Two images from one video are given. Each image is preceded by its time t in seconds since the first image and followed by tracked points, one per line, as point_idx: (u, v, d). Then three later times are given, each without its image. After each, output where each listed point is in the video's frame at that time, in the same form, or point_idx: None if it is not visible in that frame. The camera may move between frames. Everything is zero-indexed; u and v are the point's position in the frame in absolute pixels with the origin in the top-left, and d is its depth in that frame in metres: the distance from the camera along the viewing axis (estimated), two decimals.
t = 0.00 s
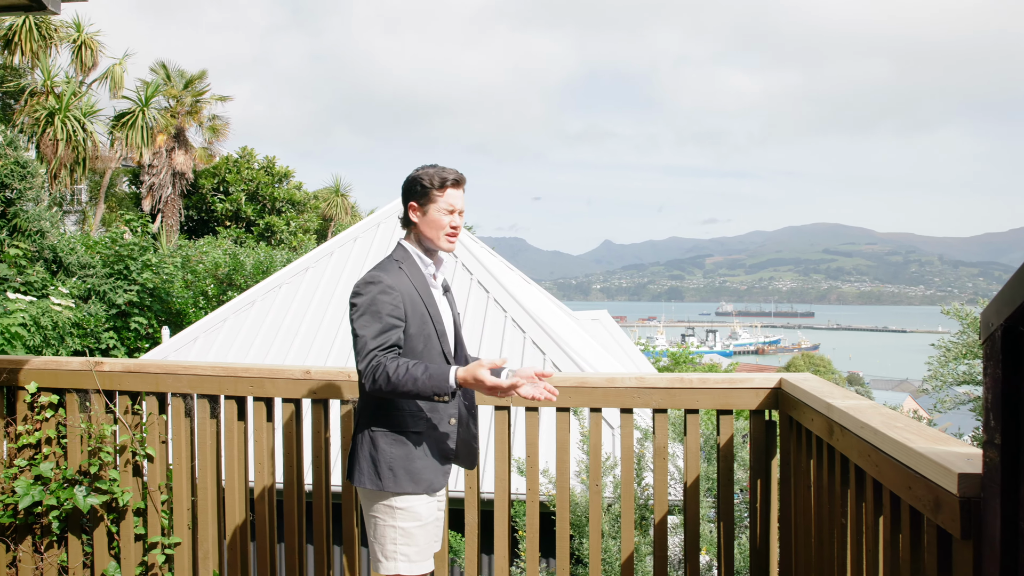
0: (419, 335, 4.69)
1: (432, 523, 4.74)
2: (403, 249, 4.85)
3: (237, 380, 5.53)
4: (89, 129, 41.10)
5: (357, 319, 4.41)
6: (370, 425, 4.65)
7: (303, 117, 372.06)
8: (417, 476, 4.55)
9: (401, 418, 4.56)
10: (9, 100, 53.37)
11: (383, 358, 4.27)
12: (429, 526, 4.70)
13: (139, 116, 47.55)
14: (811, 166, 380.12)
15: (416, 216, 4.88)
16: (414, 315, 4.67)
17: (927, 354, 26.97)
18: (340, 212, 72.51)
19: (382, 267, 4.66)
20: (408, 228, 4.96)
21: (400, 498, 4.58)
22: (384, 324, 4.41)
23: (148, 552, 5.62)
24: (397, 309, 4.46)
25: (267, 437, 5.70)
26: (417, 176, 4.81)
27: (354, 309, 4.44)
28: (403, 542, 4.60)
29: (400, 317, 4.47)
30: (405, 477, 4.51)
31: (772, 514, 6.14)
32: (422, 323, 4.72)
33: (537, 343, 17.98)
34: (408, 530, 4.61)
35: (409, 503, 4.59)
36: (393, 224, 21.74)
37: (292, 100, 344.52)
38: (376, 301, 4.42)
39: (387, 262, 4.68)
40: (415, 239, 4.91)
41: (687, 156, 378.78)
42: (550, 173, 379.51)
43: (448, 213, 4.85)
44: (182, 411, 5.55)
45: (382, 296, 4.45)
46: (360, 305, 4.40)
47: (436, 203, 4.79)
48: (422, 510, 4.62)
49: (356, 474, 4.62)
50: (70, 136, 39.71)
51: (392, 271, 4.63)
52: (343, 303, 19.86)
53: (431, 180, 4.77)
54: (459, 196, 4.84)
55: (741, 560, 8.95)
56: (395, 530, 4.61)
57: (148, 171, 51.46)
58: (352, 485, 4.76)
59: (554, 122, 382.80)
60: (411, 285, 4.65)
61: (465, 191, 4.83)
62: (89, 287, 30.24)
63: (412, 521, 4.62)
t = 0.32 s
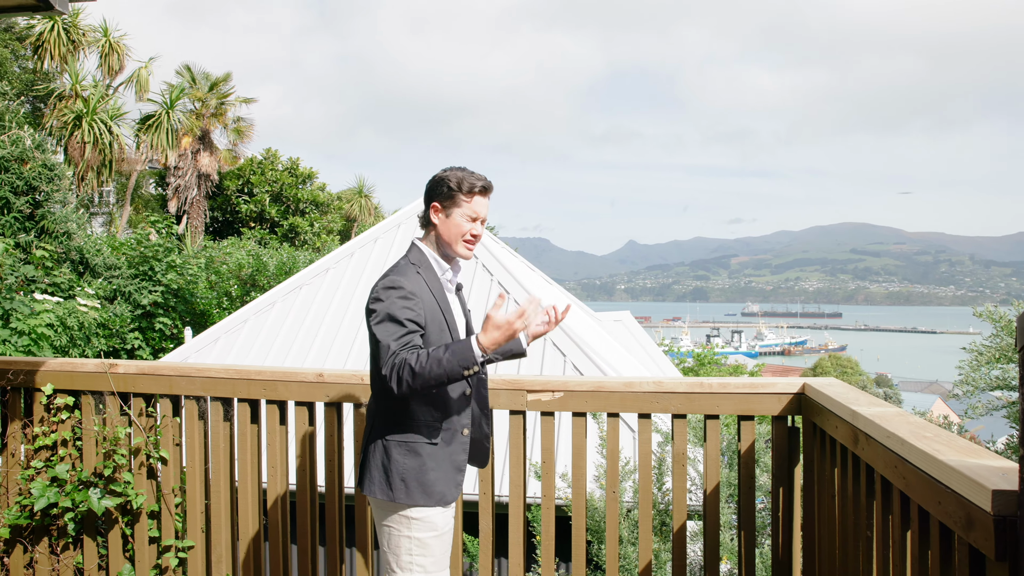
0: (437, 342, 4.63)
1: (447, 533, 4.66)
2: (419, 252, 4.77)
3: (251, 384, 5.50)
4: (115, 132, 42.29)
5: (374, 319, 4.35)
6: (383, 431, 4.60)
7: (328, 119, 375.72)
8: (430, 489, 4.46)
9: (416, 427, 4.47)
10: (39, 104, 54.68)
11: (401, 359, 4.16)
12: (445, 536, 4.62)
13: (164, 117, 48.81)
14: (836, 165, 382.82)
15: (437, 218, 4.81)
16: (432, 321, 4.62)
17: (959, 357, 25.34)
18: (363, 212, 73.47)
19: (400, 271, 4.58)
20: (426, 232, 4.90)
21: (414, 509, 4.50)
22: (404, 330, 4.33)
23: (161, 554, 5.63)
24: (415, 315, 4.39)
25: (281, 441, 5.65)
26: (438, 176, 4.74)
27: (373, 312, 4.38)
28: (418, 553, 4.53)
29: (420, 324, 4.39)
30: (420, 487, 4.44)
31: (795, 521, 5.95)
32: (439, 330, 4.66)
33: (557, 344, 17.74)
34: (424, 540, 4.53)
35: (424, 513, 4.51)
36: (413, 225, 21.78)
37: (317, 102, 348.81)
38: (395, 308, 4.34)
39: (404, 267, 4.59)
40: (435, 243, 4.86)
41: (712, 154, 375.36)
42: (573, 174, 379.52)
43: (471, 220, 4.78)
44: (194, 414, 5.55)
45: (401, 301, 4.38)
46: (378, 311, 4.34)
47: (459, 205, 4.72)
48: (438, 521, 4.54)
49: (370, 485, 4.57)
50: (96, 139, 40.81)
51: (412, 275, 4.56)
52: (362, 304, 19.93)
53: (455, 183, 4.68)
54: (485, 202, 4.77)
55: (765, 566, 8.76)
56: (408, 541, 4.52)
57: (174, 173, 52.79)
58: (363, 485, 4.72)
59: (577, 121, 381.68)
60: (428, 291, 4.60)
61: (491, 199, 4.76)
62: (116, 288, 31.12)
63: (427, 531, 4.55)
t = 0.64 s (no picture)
0: (446, 352, 4.56)
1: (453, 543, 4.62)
2: (427, 257, 4.63)
3: (252, 386, 5.47)
4: (132, 133, 42.93)
5: (385, 329, 4.20)
6: (390, 442, 4.52)
7: (346, 121, 377.55)
8: (441, 501, 4.43)
9: (426, 440, 4.42)
10: (59, 106, 55.46)
11: (417, 378, 4.09)
12: (450, 546, 4.57)
13: (180, 119, 49.63)
14: (855, 163, 381.01)
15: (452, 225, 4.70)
16: (443, 331, 4.54)
17: (980, 361, 24.98)
18: (379, 212, 73.92)
19: (411, 279, 4.43)
20: (428, 237, 4.78)
21: (421, 520, 4.45)
22: (417, 346, 4.21)
23: (164, 558, 5.64)
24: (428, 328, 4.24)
25: (284, 444, 5.61)
26: (441, 179, 4.66)
27: (384, 322, 4.20)
28: (424, 563, 4.48)
29: (433, 337, 4.28)
30: (429, 500, 4.39)
31: (808, 529, 5.76)
32: (448, 340, 4.59)
33: (569, 345, 17.52)
34: (430, 551, 4.48)
35: (433, 523, 4.46)
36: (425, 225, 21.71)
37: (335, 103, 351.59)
38: (410, 318, 4.19)
39: (416, 273, 4.43)
40: (445, 248, 4.74)
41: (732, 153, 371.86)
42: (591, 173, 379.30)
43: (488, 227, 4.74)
44: (197, 416, 5.55)
45: (412, 312, 4.22)
46: (388, 321, 4.18)
47: (475, 211, 4.68)
48: (445, 530, 4.49)
49: (377, 500, 4.49)
50: (114, 140, 41.58)
51: (422, 280, 4.42)
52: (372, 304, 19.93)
53: (472, 189, 4.61)
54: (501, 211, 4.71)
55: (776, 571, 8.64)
56: (413, 555, 4.48)
57: (192, 174, 53.50)
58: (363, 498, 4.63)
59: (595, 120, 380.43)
60: (440, 299, 4.49)
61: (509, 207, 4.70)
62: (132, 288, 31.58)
63: (434, 542, 4.49)
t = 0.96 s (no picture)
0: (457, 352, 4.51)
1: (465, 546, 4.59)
2: (424, 255, 4.51)
3: (250, 390, 5.48)
4: (143, 135, 43.54)
5: (403, 331, 4.06)
6: (403, 444, 4.40)
7: (360, 122, 378.59)
8: (459, 499, 4.41)
9: (446, 438, 4.40)
10: (69, 109, 56.18)
11: (447, 380, 4.10)
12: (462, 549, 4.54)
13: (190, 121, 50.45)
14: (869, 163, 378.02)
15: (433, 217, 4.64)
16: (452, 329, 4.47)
17: (991, 364, 24.62)
18: (389, 213, 74.22)
19: (415, 278, 4.30)
20: (415, 235, 4.71)
21: (435, 525, 4.41)
22: (439, 343, 4.14)
23: (163, 561, 5.69)
24: (446, 325, 4.18)
25: (282, 446, 5.59)
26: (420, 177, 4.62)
27: (399, 324, 4.08)
28: (437, 570, 4.44)
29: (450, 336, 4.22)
30: (449, 501, 4.34)
31: (814, 537, 5.67)
32: (458, 338, 4.52)
33: (576, 347, 17.50)
34: (443, 558, 4.44)
35: (445, 528, 4.43)
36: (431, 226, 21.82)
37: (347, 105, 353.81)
38: (428, 318, 4.10)
39: (420, 273, 4.32)
40: (433, 244, 4.67)
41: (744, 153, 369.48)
42: (602, 174, 379.28)
43: (466, 212, 4.63)
44: (196, 420, 5.58)
45: (428, 310, 4.13)
46: (406, 325, 4.06)
47: (457, 203, 4.60)
48: (457, 535, 4.46)
49: (398, 508, 4.34)
50: (124, 143, 42.11)
51: (422, 276, 4.31)
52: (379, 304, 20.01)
53: (452, 179, 4.55)
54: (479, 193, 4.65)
55: None
56: (426, 563, 4.42)
57: (203, 175, 54.22)
58: (379, 506, 4.42)
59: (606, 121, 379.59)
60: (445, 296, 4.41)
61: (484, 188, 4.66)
62: (142, 290, 32.11)
63: (447, 547, 4.47)
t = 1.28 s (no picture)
0: (440, 356, 4.46)
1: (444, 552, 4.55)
2: (409, 257, 4.56)
3: (247, 390, 5.50)
4: (149, 136, 43.75)
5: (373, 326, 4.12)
6: (386, 445, 4.41)
7: (370, 123, 378.73)
8: (442, 503, 4.37)
9: (428, 439, 4.35)
10: (77, 109, 56.62)
11: (421, 376, 4.02)
12: (440, 555, 4.51)
13: (197, 123, 50.84)
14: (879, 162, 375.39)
15: (411, 216, 4.65)
16: (434, 328, 4.45)
17: (997, 366, 24.22)
18: (395, 213, 74.35)
19: (394, 279, 4.36)
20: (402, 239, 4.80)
21: (413, 528, 4.38)
22: (411, 339, 4.12)
23: (162, 562, 5.75)
24: (421, 324, 4.17)
25: (279, 447, 5.60)
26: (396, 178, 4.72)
27: (373, 323, 4.14)
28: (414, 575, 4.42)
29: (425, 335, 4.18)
30: (433, 504, 4.32)
31: (815, 542, 5.61)
32: (442, 337, 4.48)
33: (580, 348, 17.48)
34: (419, 564, 4.41)
35: (424, 534, 4.41)
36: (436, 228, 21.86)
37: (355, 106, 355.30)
38: (401, 317, 4.12)
39: (398, 273, 4.37)
40: (415, 245, 4.69)
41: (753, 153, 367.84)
42: (610, 175, 379.22)
43: (443, 208, 4.59)
44: (193, 421, 5.61)
45: (402, 307, 4.15)
46: (379, 323, 4.10)
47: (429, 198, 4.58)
48: (437, 542, 4.44)
49: (380, 509, 4.35)
50: (130, 144, 42.43)
51: (397, 276, 4.38)
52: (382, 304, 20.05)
53: (422, 176, 4.56)
54: (456, 188, 4.61)
55: None
56: (401, 567, 4.41)
57: (210, 176, 54.59)
58: (363, 505, 4.46)
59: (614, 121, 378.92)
60: (425, 294, 4.40)
61: (459, 179, 4.60)
62: (149, 290, 32.44)
63: (423, 553, 4.43)
